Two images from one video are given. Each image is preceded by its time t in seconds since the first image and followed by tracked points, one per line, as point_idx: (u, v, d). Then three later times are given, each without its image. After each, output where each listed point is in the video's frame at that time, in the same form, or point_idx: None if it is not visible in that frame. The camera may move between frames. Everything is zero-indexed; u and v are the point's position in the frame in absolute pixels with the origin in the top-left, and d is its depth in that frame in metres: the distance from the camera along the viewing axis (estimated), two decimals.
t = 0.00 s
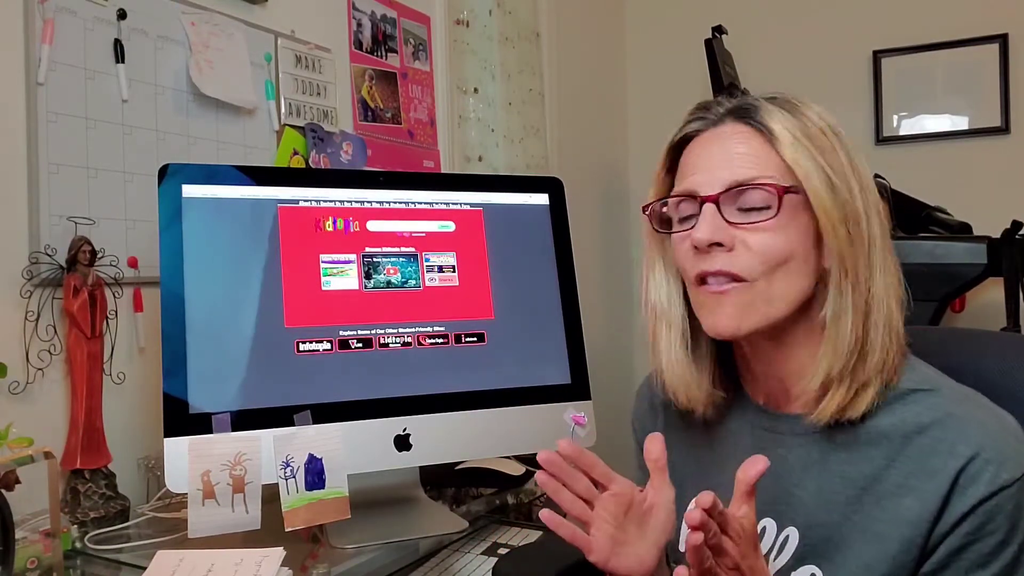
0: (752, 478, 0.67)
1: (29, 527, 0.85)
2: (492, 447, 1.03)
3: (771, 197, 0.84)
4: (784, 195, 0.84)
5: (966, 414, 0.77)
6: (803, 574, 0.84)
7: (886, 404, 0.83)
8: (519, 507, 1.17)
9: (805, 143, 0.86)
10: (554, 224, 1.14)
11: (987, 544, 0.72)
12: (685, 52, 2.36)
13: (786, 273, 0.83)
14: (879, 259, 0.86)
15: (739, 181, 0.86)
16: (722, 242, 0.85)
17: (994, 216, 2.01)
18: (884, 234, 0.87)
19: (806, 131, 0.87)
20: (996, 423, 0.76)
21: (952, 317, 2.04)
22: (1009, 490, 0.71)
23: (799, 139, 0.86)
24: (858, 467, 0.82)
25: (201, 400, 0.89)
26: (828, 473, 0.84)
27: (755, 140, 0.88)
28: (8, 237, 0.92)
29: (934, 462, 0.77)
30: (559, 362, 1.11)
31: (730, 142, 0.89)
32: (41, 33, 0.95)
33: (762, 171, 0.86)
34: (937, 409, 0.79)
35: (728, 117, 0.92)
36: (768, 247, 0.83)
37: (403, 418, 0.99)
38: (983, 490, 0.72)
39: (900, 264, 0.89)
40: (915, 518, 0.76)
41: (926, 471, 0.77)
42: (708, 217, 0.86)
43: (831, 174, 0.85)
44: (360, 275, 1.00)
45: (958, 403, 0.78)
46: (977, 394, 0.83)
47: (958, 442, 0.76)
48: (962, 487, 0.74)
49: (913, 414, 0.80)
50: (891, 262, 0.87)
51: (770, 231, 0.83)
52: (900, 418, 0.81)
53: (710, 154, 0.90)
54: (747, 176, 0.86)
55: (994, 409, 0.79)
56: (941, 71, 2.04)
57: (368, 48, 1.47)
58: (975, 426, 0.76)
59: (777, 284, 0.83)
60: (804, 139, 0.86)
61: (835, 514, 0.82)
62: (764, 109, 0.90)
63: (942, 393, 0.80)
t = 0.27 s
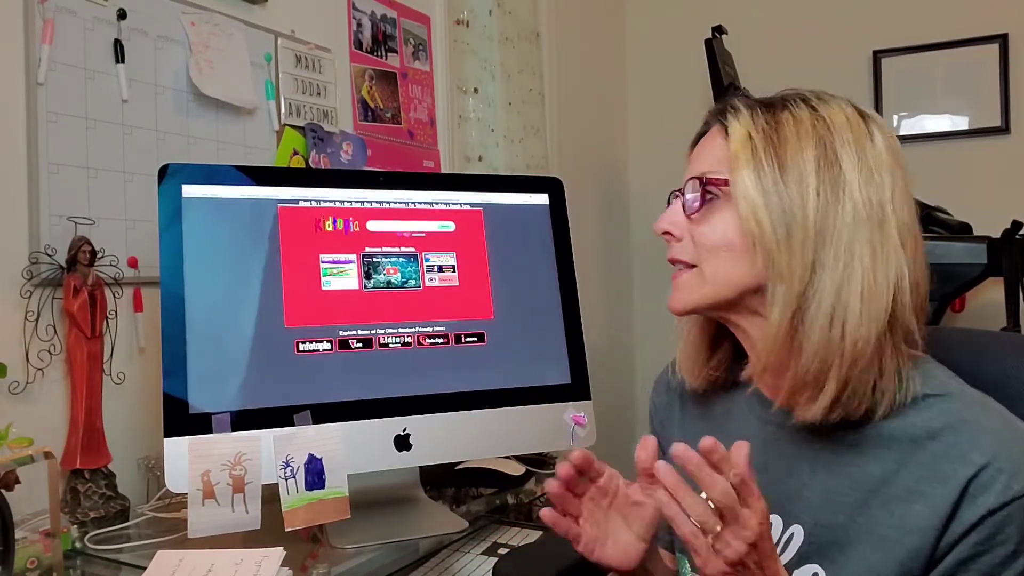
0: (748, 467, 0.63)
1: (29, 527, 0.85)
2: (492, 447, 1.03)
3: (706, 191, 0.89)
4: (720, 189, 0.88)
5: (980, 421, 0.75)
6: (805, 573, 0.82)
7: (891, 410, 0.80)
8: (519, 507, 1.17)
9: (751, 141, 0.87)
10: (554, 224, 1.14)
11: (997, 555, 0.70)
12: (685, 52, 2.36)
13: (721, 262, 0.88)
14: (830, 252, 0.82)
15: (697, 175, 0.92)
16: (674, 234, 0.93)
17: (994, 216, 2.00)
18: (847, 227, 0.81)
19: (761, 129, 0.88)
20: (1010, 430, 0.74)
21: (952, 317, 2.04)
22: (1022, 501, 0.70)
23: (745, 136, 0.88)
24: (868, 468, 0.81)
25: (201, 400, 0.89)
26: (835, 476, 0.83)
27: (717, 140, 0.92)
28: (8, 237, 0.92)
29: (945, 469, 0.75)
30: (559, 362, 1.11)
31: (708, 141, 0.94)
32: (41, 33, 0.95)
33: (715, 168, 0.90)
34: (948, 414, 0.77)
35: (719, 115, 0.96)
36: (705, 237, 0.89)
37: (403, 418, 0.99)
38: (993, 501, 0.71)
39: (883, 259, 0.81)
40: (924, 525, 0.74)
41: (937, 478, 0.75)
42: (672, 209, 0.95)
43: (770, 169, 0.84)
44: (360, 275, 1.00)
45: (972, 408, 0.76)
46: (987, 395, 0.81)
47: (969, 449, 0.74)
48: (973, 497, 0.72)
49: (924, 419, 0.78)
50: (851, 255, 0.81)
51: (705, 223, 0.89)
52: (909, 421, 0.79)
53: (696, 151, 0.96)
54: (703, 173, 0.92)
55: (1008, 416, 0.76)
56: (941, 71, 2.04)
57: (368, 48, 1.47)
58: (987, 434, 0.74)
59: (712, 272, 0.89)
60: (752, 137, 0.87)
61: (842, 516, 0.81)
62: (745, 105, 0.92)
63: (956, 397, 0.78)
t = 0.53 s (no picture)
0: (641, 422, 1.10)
1: (29, 527, 0.85)
2: (491, 447, 1.03)
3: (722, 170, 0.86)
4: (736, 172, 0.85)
5: (984, 447, 0.68)
6: (786, 555, 0.79)
7: (904, 415, 0.75)
8: (520, 507, 1.19)
9: (773, 124, 0.82)
10: (554, 224, 1.14)
11: None
12: (685, 51, 2.36)
13: (728, 241, 0.85)
14: (830, 241, 0.77)
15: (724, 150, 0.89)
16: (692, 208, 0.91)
17: (994, 216, 2.00)
18: (852, 219, 0.76)
19: (786, 112, 0.82)
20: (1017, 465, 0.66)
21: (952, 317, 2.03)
22: (1001, 538, 0.63)
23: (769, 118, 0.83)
24: (865, 470, 0.75)
25: (201, 400, 0.88)
26: (831, 470, 0.78)
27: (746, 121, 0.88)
28: (8, 237, 0.92)
29: (933, 485, 0.69)
30: (559, 362, 1.11)
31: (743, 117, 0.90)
32: (41, 33, 0.95)
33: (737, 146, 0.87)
34: (955, 434, 0.70)
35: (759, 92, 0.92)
36: (717, 214, 0.86)
37: (403, 418, 0.99)
38: (969, 532, 0.64)
39: (887, 257, 0.75)
40: (900, 536, 0.70)
41: (923, 494, 0.70)
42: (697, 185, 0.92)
43: (783, 155, 0.80)
44: (360, 275, 1.00)
45: (983, 433, 0.69)
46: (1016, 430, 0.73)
47: (963, 472, 0.68)
48: (952, 521, 0.66)
49: (927, 431, 0.72)
50: (851, 246, 0.76)
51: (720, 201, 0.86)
52: (914, 431, 0.73)
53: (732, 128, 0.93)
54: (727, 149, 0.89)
55: None
56: (941, 71, 2.03)
57: (368, 48, 1.47)
58: (985, 463, 0.67)
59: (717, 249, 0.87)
60: (775, 119, 0.82)
61: (834, 511, 0.76)
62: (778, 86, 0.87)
63: (969, 418, 0.71)
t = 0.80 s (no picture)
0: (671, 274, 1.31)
1: (29, 527, 0.85)
2: (491, 447, 1.03)
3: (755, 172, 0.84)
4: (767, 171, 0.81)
5: (988, 470, 0.63)
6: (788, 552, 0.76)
7: (921, 426, 0.70)
8: (519, 508, 1.19)
9: (806, 122, 0.79)
10: (554, 224, 1.14)
11: None
12: (685, 51, 2.36)
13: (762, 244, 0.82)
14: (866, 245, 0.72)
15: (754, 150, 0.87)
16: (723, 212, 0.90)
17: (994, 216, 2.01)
18: (888, 221, 0.71)
19: (822, 110, 0.79)
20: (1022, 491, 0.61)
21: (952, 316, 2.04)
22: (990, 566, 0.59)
23: (802, 116, 0.79)
24: (868, 476, 0.71)
25: (201, 400, 0.88)
26: (834, 472, 0.75)
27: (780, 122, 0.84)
28: (8, 237, 0.92)
29: (929, 501, 0.65)
30: (559, 362, 1.11)
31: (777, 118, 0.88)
32: (41, 33, 0.95)
33: (770, 146, 0.84)
34: (962, 450, 0.65)
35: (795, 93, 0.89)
36: (745, 215, 0.85)
37: (403, 418, 0.99)
38: (957, 555, 0.61)
39: (927, 262, 0.69)
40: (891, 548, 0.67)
41: (918, 508, 0.66)
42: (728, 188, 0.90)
43: (818, 155, 0.76)
44: (360, 275, 1.00)
45: (991, 455, 0.64)
46: None
47: (962, 493, 0.63)
48: (942, 541, 0.63)
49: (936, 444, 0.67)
50: (888, 252, 0.71)
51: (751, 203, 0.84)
52: (923, 442, 0.68)
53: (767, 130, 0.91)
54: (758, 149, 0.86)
55: None
56: (941, 71, 2.04)
57: (368, 48, 1.47)
58: (986, 486, 0.62)
59: (749, 255, 0.85)
60: (809, 118, 0.79)
61: (832, 511, 0.73)
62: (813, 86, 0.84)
63: (981, 436, 0.66)
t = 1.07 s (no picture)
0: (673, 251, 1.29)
1: (29, 527, 0.85)
2: (491, 447, 1.03)
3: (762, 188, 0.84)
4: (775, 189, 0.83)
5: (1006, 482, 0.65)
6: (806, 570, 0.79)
7: (933, 438, 0.72)
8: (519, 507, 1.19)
9: (811, 139, 0.79)
10: (554, 224, 1.14)
11: None
12: (685, 51, 2.36)
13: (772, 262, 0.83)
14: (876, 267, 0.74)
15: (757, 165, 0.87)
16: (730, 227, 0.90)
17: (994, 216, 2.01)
18: (898, 242, 0.72)
19: (826, 126, 0.79)
20: None
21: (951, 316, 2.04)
22: None
23: (805, 133, 0.80)
24: (885, 490, 0.74)
25: (201, 401, 0.88)
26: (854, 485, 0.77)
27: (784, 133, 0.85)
28: (8, 237, 0.92)
29: (948, 513, 0.67)
30: (559, 362, 1.11)
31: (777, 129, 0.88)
32: (41, 33, 0.95)
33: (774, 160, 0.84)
34: (978, 461, 0.68)
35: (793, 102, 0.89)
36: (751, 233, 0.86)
37: (403, 418, 0.99)
38: (979, 566, 0.63)
39: (937, 282, 0.71)
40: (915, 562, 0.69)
41: (938, 520, 0.68)
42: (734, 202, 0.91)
43: (826, 174, 0.77)
44: (360, 275, 1.00)
45: (1008, 468, 0.66)
46: None
47: (979, 505, 0.65)
48: (963, 553, 0.65)
49: (952, 455, 0.70)
50: (900, 274, 0.72)
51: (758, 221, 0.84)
52: (939, 454, 0.71)
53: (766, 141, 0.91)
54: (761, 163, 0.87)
55: None
56: (941, 71, 2.04)
57: (368, 48, 1.47)
58: (1003, 497, 0.64)
59: (758, 272, 0.86)
60: (814, 135, 0.79)
61: (850, 527, 0.76)
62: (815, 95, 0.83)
63: (997, 447, 0.68)
